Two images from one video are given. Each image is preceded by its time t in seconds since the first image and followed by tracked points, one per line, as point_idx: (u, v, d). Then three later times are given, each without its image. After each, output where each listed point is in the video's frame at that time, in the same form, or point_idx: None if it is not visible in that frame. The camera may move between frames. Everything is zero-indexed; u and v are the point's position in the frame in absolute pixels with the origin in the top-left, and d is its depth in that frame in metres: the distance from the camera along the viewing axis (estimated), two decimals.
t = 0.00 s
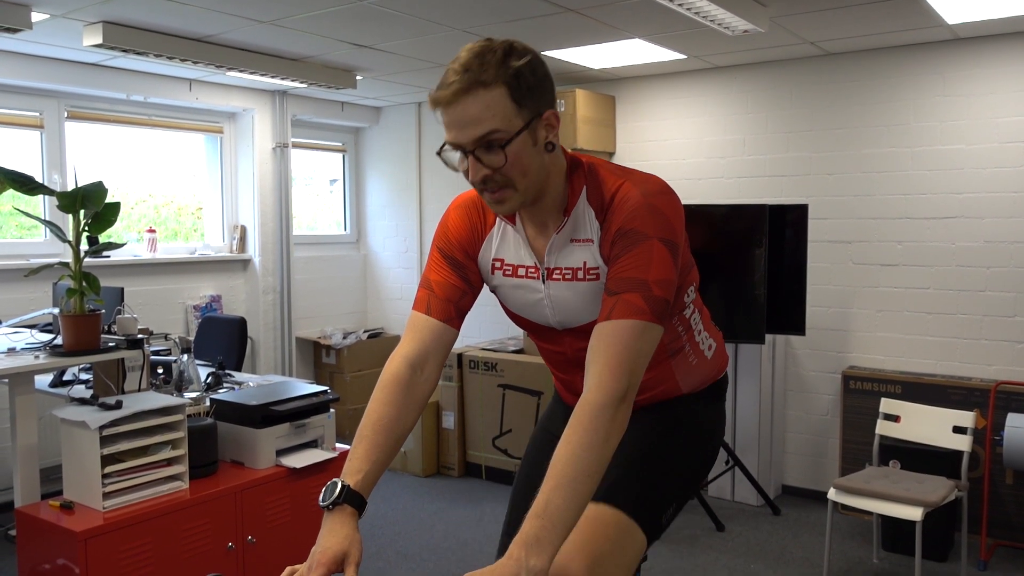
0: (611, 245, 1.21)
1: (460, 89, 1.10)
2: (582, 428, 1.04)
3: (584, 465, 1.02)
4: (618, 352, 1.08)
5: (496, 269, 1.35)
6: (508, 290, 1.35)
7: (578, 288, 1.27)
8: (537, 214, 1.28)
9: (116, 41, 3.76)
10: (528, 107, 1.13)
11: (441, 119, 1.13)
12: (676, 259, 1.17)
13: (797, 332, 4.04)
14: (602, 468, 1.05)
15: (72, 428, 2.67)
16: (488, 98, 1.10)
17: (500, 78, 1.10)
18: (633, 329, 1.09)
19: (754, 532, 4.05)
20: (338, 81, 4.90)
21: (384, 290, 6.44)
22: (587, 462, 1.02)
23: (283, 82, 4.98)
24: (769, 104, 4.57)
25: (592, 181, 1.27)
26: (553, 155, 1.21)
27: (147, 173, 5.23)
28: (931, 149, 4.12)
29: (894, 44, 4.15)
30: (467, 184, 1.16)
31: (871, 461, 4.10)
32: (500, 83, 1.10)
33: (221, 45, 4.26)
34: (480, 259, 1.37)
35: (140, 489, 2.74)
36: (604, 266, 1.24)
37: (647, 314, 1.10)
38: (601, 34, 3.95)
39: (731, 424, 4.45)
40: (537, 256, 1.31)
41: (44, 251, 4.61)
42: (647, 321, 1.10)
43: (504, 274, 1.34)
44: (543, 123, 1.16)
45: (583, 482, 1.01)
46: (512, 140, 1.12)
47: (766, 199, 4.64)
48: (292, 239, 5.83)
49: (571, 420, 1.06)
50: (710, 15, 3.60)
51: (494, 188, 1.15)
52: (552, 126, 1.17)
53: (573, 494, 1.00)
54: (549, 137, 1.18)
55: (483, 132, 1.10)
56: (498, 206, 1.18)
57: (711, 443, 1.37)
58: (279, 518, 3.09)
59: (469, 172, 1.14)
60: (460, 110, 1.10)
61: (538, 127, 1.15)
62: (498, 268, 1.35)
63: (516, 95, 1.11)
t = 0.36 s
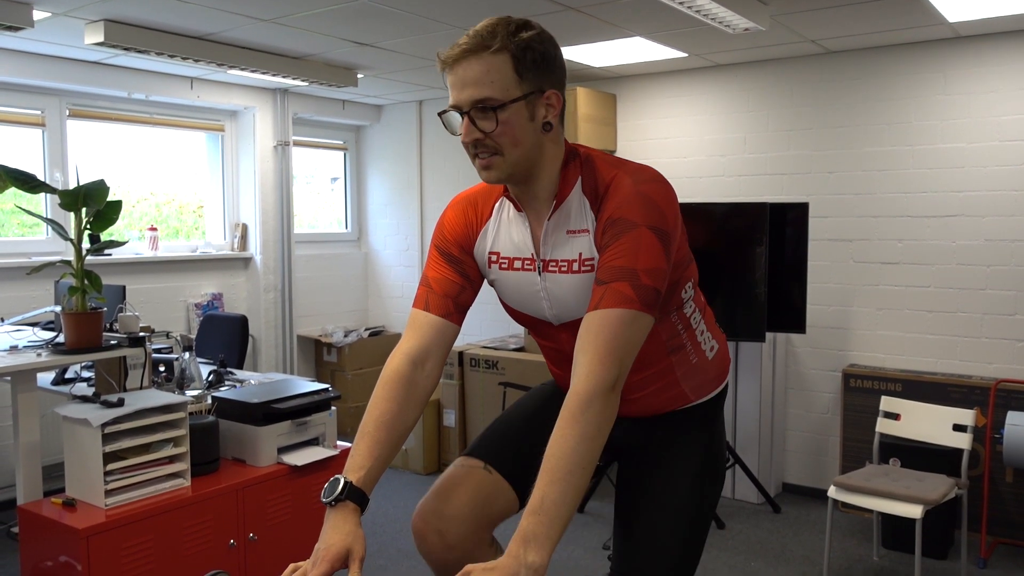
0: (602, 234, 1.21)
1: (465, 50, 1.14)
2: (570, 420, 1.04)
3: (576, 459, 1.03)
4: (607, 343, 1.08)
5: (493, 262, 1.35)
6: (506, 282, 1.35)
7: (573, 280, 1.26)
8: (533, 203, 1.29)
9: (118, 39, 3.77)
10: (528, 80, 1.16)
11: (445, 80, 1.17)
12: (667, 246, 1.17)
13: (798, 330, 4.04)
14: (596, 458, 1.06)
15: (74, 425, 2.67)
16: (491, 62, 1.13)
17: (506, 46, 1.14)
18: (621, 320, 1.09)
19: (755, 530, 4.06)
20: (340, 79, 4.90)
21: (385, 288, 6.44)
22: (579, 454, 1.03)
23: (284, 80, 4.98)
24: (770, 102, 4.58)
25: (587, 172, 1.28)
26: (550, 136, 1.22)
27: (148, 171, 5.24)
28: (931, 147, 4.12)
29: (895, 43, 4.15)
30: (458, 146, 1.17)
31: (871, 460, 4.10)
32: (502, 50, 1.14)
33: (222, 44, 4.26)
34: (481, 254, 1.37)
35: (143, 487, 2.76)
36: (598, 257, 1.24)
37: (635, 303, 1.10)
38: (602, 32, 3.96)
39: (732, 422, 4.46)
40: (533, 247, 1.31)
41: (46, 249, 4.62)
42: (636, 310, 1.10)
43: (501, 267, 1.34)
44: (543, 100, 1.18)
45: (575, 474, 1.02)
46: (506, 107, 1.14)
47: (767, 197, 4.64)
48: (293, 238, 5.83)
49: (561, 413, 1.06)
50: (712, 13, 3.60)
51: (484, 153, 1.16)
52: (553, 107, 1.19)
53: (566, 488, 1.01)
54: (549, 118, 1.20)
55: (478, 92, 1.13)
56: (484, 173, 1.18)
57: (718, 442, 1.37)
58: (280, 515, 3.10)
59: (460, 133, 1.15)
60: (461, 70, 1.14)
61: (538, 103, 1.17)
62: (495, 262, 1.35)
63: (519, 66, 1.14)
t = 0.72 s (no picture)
0: (621, 238, 1.22)
1: (491, 57, 1.13)
2: (580, 422, 1.05)
3: (584, 461, 1.03)
4: (620, 346, 1.09)
5: (505, 261, 1.36)
6: (518, 282, 1.36)
7: (587, 281, 1.27)
8: (549, 205, 1.29)
9: (119, 39, 3.77)
10: (554, 87, 1.15)
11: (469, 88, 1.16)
12: (685, 254, 1.18)
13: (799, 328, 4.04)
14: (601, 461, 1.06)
15: (76, 425, 2.68)
16: (517, 70, 1.13)
17: (532, 54, 1.13)
18: (637, 325, 1.10)
19: (756, 527, 4.06)
20: (341, 78, 4.91)
21: (386, 286, 6.45)
22: (587, 457, 1.03)
23: (285, 79, 4.99)
24: (770, 100, 4.58)
25: (605, 174, 1.28)
26: (572, 141, 1.23)
27: (150, 170, 5.24)
28: (932, 145, 4.12)
29: (895, 40, 4.15)
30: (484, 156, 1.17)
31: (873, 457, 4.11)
32: (528, 58, 1.13)
33: (223, 43, 4.27)
34: (486, 252, 1.37)
35: (144, 485, 2.76)
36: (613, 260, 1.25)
37: (651, 310, 1.11)
38: (602, 31, 3.96)
39: (733, 420, 4.46)
40: (547, 248, 1.32)
41: (47, 249, 4.63)
42: (652, 317, 1.11)
43: (513, 266, 1.35)
44: (568, 105, 1.18)
45: (584, 477, 1.02)
46: (534, 116, 1.14)
47: (768, 195, 4.64)
48: (294, 236, 5.84)
49: (572, 414, 1.07)
50: (712, 12, 3.60)
51: (510, 162, 1.16)
52: (576, 111, 1.19)
53: (572, 488, 1.01)
54: (572, 123, 1.20)
55: (507, 102, 1.12)
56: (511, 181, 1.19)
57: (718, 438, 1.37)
58: (283, 513, 3.10)
59: (488, 143, 1.15)
60: (488, 79, 1.13)
61: (562, 109, 1.17)
62: (507, 260, 1.36)
63: (545, 72, 1.14)
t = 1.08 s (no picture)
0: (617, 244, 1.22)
1: (510, 58, 1.13)
2: (585, 426, 1.05)
3: (587, 464, 1.03)
4: (622, 352, 1.09)
5: (502, 267, 1.36)
6: (517, 288, 1.36)
7: (585, 288, 1.27)
8: (544, 211, 1.29)
9: (121, 40, 3.78)
10: (562, 86, 1.20)
11: (484, 94, 1.15)
12: (680, 256, 1.18)
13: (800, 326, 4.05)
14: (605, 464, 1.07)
15: (79, 425, 2.69)
16: (534, 71, 1.15)
17: (542, 53, 1.16)
18: (638, 330, 1.11)
19: (759, 526, 4.06)
20: (342, 78, 4.91)
21: (388, 286, 6.45)
22: (592, 460, 1.04)
23: (286, 79, 5.00)
24: (772, 98, 4.57)
25: (597, 180, 1.28)
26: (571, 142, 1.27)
27: (152, 171, 5.25)
28: (934, 142, 4.12)
29: (896, 38, 4.14)
30: (511, 160, 1.17)
31: (875, 455, 4.11)
32: (541, 57, 1.16)
33: (224, 43, 4.27)
34: (484, 257, 1.38)
35: (148, 485, 2.77)
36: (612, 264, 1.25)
37: (651, 314, 1.11)
38: (603, 29, 3.96)
39: (735, 418, 4.46)
40: (543, 254, 1.32)
41: (49, 250, 4.64)
42: (652, 320, 1.11)
43: (511, 272, 1.35)
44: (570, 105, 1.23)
45: (587, 480, 1.03)
46: (556, 112, 1.17)
47: (769, 193, 4.64)
48: (296, 237, 5.84)
49: (574, 419, 1.07)
50: (712, 10, 3.60)
51: (537, 163, 1.18)
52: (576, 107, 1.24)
53: (576, 491, 1.02)
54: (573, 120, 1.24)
55: (534, 99, 1.14)
56: (539, 180, 1.19)
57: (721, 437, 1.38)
58: (286, 512, 3.11)
59: (517, 146, 1.15)
60: (510, 79, 1.13)
61: (570, 105, 1.21)
62: (504, 267, 1.36)
63: (554, 72, 1.18)
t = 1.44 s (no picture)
0: (628, 248, 1.22)
1: (504, 71, 1.12)
2: (592, 428, 1.05)
3: (593, 467, 1.03)
4: (632, 355, 1.09)
5: (510, 266, 1.36)
6: (522, 287, 1.36)
7: (595, 289, 1.28)
8: (551, 213, 1.29)
9: (123, 40, 3.78)
10: (565, 99, 1.17)
11: (480, 103, 1.15)
12: (690, 262, 1.18)
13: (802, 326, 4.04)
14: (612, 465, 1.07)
15: (81, 424, 2.69)
16: (531, 85, 1.13)
17: (545, 67, 1.13)
18: (647, 334, 1.10)
19: (760, 526, 4.06)
20: (344, 78, 4.91)
21: (389, 285, 6.45)
22: (597, 463, 1.04)
23: (288, 79, 5.00)
24: (774, 98, 4.57)
25: (609, 181, 1.28)
26: (578, 150, 1.24)
27: (154, 171, 5.25)
28: (936, 142, 4.11)
29: (898, 38, 4.14)
30: (499, 170, 1.17)
31: (877, 455, 4.10)
32: (541, 71, 1.13)
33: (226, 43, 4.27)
34: (491, 256, 1.38)
35: (149, 485, 2.77)
36: (621, 267, 1.25)
37: (661, 319, 1.11)
38: (605, 29, 3.96)
39: (737, 418, 4.45)
40: (552, 254, 1.32)
41: (51, 249, 4.64)
42: (660, 325, 1.11)
43: (518, 272, 1.35)
44: (577, 116, 1.19)
45: (594, 482, 1.03)
46: (549, 127, 1.15)
47: (772, 193, 4.63)
48: (298, 236, 5.85)
49: (581, 420, 1.07)
50: (714, 10, 3.59)
51: (526, 176, 1.17)
52: (583, 120, 1.21)
53: (582, 493, 1.02)
54: (579, 131, 1.22)
55: (523, 116, 1.13)
56: (525, 193, 1.19)
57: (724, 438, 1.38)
58: (288, 512, 3.11)
59: (504, 158, 1.15)
60: (501, 93, 1.13)
61: (572, 119, 1.18)
62: (512, 266, 1.36)
63: (556, 85, 1.15)
